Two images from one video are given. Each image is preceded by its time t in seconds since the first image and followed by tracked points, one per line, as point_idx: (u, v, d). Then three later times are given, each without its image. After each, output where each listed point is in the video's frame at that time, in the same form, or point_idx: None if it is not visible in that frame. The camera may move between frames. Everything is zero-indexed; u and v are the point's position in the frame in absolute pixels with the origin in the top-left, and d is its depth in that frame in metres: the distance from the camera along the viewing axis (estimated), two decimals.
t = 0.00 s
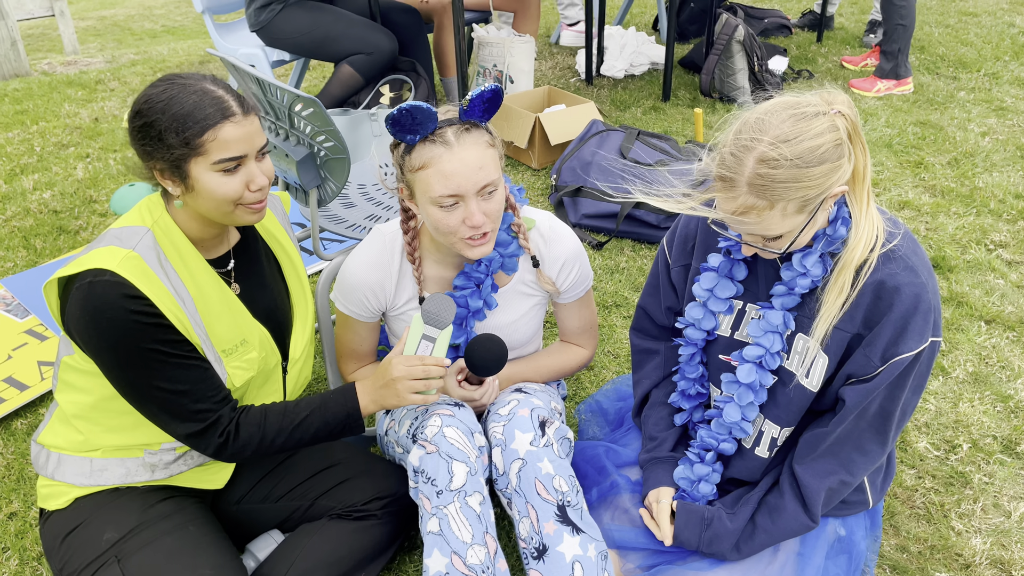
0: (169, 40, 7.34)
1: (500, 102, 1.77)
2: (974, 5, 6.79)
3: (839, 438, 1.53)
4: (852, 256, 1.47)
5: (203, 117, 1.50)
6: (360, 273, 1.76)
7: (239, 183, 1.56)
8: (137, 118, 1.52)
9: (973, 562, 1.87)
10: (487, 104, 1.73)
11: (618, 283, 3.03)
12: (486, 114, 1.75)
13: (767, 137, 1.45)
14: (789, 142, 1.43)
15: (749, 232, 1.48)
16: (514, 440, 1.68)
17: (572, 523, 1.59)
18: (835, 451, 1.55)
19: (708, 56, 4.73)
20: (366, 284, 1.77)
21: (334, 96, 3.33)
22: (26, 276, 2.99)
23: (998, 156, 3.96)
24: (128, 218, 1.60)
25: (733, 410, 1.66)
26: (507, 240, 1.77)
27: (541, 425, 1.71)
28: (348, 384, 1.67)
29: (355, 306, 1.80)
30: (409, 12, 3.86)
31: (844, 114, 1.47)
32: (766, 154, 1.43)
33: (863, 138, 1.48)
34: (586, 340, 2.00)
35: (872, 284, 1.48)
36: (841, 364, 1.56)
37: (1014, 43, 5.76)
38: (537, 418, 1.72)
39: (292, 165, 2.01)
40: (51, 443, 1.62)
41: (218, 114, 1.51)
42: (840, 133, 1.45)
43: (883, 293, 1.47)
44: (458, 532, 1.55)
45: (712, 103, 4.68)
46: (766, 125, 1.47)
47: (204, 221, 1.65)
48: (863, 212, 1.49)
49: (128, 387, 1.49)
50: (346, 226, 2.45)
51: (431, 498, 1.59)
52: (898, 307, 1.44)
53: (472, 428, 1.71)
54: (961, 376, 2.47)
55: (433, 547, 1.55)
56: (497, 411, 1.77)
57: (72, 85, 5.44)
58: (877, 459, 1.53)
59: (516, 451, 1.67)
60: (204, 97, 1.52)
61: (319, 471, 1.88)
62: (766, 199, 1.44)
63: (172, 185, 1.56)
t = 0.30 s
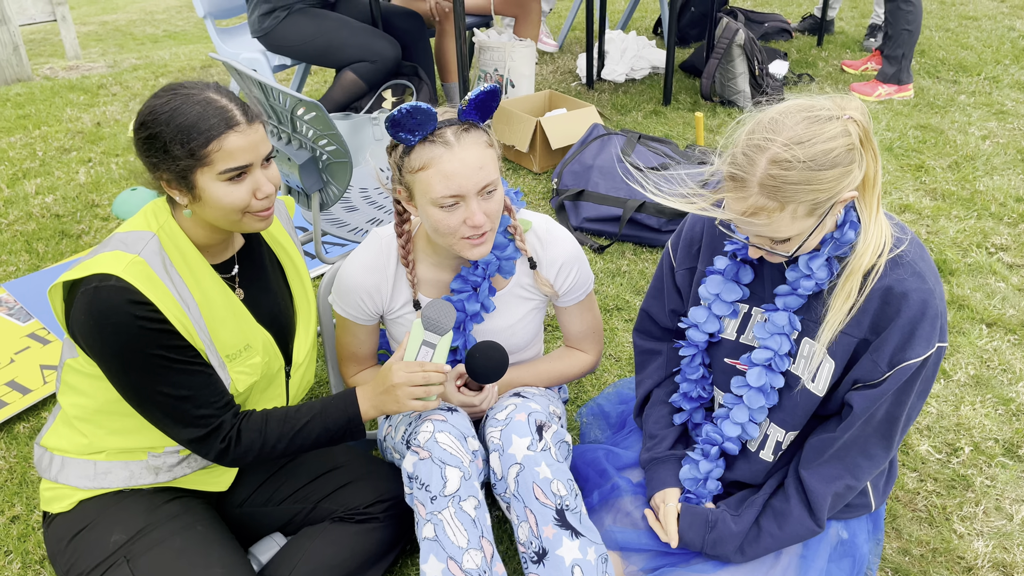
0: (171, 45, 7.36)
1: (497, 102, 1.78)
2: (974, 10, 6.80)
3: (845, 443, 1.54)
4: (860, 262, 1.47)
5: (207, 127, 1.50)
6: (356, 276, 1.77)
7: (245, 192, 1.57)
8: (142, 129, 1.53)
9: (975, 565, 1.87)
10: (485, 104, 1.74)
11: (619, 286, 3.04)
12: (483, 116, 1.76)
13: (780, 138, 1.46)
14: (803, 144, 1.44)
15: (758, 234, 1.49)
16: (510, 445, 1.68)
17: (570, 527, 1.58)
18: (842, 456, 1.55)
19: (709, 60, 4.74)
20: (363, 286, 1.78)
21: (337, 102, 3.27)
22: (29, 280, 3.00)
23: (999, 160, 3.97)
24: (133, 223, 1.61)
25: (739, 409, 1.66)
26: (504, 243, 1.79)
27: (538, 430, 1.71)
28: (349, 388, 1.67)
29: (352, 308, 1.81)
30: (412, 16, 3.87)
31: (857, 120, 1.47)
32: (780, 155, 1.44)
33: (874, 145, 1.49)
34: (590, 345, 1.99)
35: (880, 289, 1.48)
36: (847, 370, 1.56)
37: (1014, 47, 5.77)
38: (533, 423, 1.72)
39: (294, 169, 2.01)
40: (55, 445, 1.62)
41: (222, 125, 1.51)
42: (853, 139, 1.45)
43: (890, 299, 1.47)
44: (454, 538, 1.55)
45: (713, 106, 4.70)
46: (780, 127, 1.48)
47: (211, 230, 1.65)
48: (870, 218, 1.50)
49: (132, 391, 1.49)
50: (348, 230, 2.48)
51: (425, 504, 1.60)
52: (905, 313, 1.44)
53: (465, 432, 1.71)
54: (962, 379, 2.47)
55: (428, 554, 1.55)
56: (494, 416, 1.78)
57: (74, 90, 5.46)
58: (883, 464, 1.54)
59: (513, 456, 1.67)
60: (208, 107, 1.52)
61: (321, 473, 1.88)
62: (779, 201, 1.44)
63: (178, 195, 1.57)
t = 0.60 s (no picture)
0: (170, 50, 7.38)
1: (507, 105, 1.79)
2: (972, 13, 6.82)
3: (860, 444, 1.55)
4: (869, 274, 1.47)
5: (206, 136, 1.51)
6: (359, 277, 1.77)
7: (243, 200, 1.57)
8: (145, 132, 1.54)
9: (974, 567, 1.87)
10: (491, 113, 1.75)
11: (618, 290, 3.04)
12: (490, 122, 1.76)
13: (808, 135, 1.48)
14: (828, 147, 1.45)
15: (761, 227, 1.50)
16: (506, 449, 1.68)
17: (568, 531, 1.59)
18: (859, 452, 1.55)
19: (707, 64, 4.75)
20: (366, 287, 1.78)
21: (337, 106, 3.26)
22: (29, 285, 3.01)
23: (996, 163, 3.98)
24: (135, 226, 1.61)
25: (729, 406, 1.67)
26: (509, 248, 1.78)
27: (534, 434, 1.71)
28: (349, 392, 1.68)
29: (354, 308, 1.81)
30: (413, 21, 3.89)
31: (884, 141, 1.46)
32: (803, 153, 1.46)
33: (898, 166, 1.49)
34: (589, 350, 2.00)
35: (888, 294, 1.48)
36: (854, 374, 1.56)
37: (1011, 51, 5.79)
38: (529, 427, 1.72)
39: (294, 174, 2.02)
40: (55, 450, 1.63)
41: (221, 134, 1.52)
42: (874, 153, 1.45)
43: (899, 304, 1.47)
44: (453, 541, 1.55)
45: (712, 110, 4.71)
46: (810, 126, 1.49)
47: (211, 235, 1.65)
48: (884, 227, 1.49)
49: (134, 396, 1.50)
50: (348, 234, 2.47)
51: (425, 508, 1.60)
52: (915, 316, 1.45)
53: (465, 436, 1.71)
54: (961, 382, 2.47)
55: (428, 558, 1.55)
56: (490, 421, 1.77)
57: (74, 95, 5.47)
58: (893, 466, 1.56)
59: (509, 461, 1.67)
60: (208, 115, 1.52)
61: (322, 477, 1.89)
62: (791, 197, 1.46)
63: (177, 199, 1.58)
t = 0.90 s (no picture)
0: (166, 55, 7.38)
1: (517, 106, 1.72)
2: (966, 16, 6.85)
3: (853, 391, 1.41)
4: (863, 272, 1.51)
5: (197, 139, 1.51)
6: (362, 255, 1.78)
7: (234, 204, 1.57)
8: (134, 136, 1.54)
9: (970, 569, 1.87)
10: (492, 104, 1.70)
11: (614, 293, 3.04)
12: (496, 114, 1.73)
13: (844, 149, 1.50)
14: (861, 162, 1.48)
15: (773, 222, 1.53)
16: (514, 450, 1.68)
17: (572, 534, 1.59)
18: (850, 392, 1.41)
19: (703, 67, 4.76)
20: (365, 267, 1.79)
21: (331, 110, 3.30)
22: (23, 290, 3.00)
23: (991, 165, 3.99)
24: (128, 231, 1.61)
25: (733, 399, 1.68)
26: (510, 248, 1.79)
27: (542, 435, 1.72)
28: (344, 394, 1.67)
29: (352, 290, 1.81)
30: (407, 25, 3.90)
31: (917, 172, 1.51)
32: (835, 161, 1.48)
33: (933, 197, 1.52)
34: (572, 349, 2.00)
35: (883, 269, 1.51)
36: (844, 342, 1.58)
37: (1006, 53, 5.81)
38: (538, 428, 1.72)
39: (287, 178, 2.02)
40: (48, 455, 1.62)
41: (212, 137, 1.52)
42: (901, 178, 1.50)
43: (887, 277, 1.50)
44: (441, 548, 1.55)
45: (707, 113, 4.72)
46: (848, 139, 1.52)
47: (203, 240, 1.65)
48: (893, 229, 1.51)
49: (127, 401, 1.49)
50: (342, 238, 2.47)
51: (414, 515, 1.60)
52: (904, 279, 1.47)
53: (453, 441, 1.71)
54: (956, 384, 2.47)
55: (417, 564, 1.54)
56: (498, 420, 1.77)
57: (69, 99, 5.47)
58: (875, 427, 1.42)
59: (516, 461, 1.67)
60: (199, 119, 1.53)
61: (315, 482, 1.88)
62: (811, 198, 1.48)
63: (168, 203, 1.57)
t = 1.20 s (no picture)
0: (161, 57, 7.38)
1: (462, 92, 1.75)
2: (960, 17, 6.87)
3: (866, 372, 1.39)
4: (863, 265, 1.53)
5: (192, 138, 1.51)
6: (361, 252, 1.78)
7: (230, 202, 1.57)
8: (127, 138, 1.53)
9: (965, 568, 1.87)
10: (447, 98, 1.72)
11: (609, 294, 3.04)
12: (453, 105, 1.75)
13: (864, 131, 1.52)
14: (879, 146, 1.50)
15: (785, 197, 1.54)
16: (500, 452, 1.68)
17: (561, 535, 1.58)
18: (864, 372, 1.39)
19: (698, 68, 4.77)
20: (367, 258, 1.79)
21: (326, 111, 3.36)
22: (18, 293, 2.99)
23: (985, 165, 4.00)
24: (120, 232, 1.60)
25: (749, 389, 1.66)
26: (497, 230, 1.81)
27: (528, 437, 1.72)
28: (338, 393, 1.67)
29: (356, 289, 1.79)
30: (403, 26, 3.90)
31: (927, 172, 1.52)
32: (856, 140, 1.51)
33: (938, 198, 1.53)
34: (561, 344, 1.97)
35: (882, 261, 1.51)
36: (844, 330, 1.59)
37: (1000, 54, 5.83)
38: (524, 430, 1.72)
39: (282, 180, 2.01)
40: (42, 457, 1.61)
41: (206, 136, 1.52)
42: (913, 177, 1.51)
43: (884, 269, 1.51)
44: (442, 547, 1.54)
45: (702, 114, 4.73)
46: (869, 124, 1.55)
47: (197, 240, 1.65)
48: (895, 226, 1.51)
49: (120, 401, 1.49)
50: (336, 240, 2.46)
51: (414, 513, 1.59)
52: (902, 269, 1.47)
53: (454, 441, 1.71)
54: (951, 384, 2.48)
55: (417, 563, 1.53)
56: (484, 424, 1.77)
57: (64, 102, 5.46)
58: (882, 410, 1.40)
59: (503, 463, 1.66)
60: (192, 118, 1.53)
61: (312, 483, 1.88)
62: (826, 174, 1.51)
63: (162, 204, 1.57)
